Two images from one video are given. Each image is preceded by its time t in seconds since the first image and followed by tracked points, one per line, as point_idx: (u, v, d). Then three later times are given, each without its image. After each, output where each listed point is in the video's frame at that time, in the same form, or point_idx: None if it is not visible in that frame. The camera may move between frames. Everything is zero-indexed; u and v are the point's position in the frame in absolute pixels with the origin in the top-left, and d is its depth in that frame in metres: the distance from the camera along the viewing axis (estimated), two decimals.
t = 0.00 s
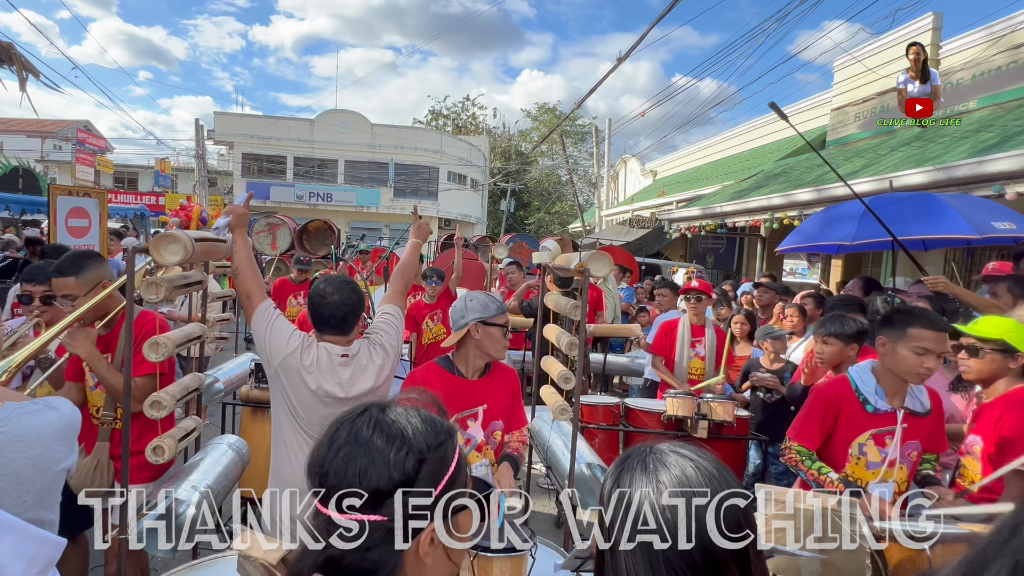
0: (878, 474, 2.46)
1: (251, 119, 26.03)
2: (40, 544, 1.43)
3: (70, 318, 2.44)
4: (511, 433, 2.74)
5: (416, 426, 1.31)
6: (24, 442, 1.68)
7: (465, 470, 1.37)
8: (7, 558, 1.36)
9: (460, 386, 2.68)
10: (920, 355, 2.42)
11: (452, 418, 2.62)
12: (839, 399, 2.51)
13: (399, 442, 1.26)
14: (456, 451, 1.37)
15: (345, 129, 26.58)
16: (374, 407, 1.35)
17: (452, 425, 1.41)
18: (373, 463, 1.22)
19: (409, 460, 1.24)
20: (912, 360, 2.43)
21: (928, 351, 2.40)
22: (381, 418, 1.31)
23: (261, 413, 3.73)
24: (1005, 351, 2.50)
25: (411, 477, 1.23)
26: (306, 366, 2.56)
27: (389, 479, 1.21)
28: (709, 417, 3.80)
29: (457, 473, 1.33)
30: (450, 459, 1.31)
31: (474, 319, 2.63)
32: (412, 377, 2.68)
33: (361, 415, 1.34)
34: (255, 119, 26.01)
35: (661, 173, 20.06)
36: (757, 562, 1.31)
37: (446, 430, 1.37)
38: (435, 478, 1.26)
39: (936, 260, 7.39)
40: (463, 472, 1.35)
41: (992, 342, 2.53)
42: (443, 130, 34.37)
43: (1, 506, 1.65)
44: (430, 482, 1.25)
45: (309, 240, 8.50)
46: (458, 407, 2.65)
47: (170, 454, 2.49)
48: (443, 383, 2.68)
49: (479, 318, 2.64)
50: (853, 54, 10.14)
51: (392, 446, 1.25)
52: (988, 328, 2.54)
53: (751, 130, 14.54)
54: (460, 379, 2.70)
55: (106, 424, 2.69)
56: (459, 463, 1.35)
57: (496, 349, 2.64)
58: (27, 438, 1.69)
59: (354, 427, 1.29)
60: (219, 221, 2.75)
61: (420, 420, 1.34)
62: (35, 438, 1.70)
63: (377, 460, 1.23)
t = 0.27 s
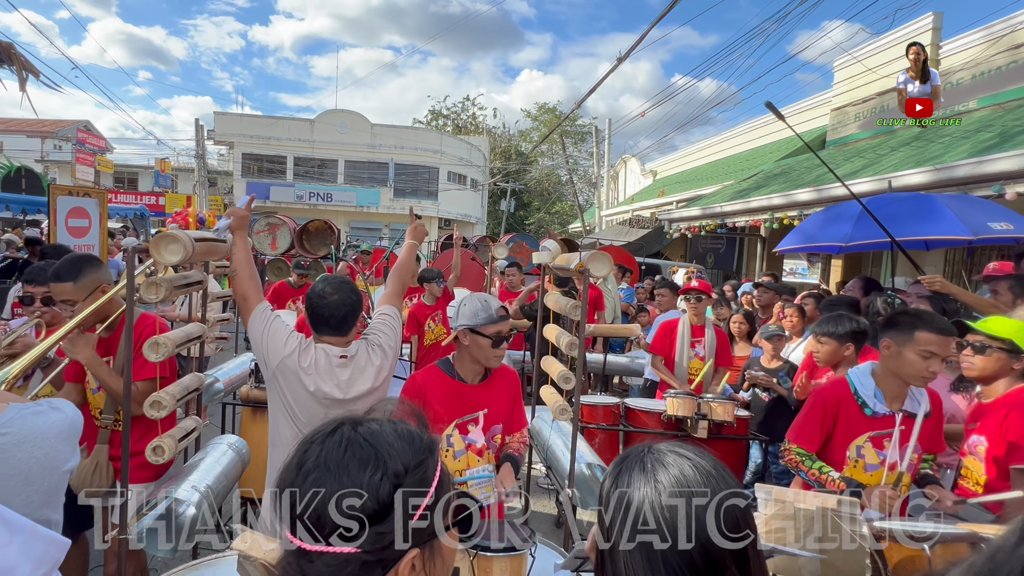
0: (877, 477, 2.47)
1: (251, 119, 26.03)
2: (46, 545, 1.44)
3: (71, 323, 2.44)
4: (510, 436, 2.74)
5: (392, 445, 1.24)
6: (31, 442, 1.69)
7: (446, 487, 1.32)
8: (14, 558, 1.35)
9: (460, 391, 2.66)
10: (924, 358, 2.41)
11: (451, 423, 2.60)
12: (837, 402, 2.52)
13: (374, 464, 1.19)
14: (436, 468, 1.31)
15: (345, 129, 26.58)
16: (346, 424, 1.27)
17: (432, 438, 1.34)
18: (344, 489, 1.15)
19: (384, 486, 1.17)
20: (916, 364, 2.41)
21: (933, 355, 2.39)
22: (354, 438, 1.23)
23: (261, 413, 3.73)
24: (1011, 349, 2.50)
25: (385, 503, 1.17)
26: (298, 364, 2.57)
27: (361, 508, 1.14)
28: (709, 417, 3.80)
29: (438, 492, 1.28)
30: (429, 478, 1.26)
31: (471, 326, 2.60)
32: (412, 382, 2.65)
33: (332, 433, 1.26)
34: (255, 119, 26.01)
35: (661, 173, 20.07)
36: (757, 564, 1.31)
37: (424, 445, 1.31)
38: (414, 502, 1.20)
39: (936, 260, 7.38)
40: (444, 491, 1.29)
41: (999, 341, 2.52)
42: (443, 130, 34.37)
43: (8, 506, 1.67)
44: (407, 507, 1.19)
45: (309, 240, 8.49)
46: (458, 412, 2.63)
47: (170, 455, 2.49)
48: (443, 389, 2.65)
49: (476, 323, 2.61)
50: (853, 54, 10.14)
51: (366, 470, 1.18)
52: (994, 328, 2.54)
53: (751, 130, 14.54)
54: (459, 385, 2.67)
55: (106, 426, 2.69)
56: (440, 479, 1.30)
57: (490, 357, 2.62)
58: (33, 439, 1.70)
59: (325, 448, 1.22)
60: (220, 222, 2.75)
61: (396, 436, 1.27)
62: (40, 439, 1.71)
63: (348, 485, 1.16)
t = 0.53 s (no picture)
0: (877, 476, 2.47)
1: (251, 119, 26.03)
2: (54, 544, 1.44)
3: (70, 322, 2.43)
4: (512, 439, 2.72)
5: (361, 452, 1.15)
6: (42, 441, 1.73)
7: (414, 495, 1.25)
8: (26, 557, 1.36)
9: (463, 391, 2.65)
10: (912, 350, 2.46)
11: (452, 423, 2.61)
12: (840, 402, 2.50)
13: (339, 473, 1.10)
14: (406, 475, 1.23)
15: (345, 129, 26.57)
16: (311, 432, 1.18)
17: (401, 444, 1.27)
18: (308, 503, 1.06)
19: (352, 498, 1.09)
20: (905, 357, 2.46)
21: (921, 346, 2.43)
22: (319, 446, 1.13)
23: (261, 413, 3.72)
24: (1015, 349, 2.50)
25: (354, 517, 1.08)
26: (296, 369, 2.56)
27: (327, 522, 1.06)
28: (709, 417, 3.80)
29: (407, 501, 1.21)
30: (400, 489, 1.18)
31: (462, 329, 2.58)
32: (416, 381, 2.65)
33: (296, 441, 1.16)
34: (255, 119, 26.02)
35: (661, 173, 20.07)
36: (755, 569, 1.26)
37: (394, 450, 1.23)
38: (382, 514, 1.13)
39: (936, 260, 7.38)
40: (413, 501, 1.23)
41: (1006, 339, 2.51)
42: (443, 130, 34.37)
43: (21, 506, 1.69)
44: (375, 520, 1.11)
45: (309, 240, 8.50)
46: (459, 413, 2.63)
47: (171, 454, 2.49)
48: (447, 387, 2.66)
49: (467, 327, 2.58)
50: (853, 54, 10.14)
51: (332, 481, 1.09)
52: (1000, 326, 2.54)
53: (751, 130, 14.54)
54: (463, 385, 2.66)
55: (107, 427, 2.68)
56: (410, 488, 1.24)
57: (477, 364, 2.60)
58: (42, 438, 1.73)
59: (287, 458, 1.12)
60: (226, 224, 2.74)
61: (365, 443, 1.18)
62: (48, 439, 1.75)
63: (313, 499, 1.06)
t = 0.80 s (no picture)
0: (877, 476, 2.47)
1: (250, 118, 26.01)
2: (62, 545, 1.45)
3: (69, 322, 2.43)
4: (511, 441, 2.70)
5: (340, 451, 1.14)
6: (47, 443, 1.73)
7: (393, 494, 1.24)
8: (33, 559, 1.36)
9: (462, 391, 2.64)
10: (902, 346, 2.46)
11: (448, 421, 2.61)
12: (840, 401, 2.49)
13: (321, 473, 1.08)
14: (385, 474, 1.22)
15: (345, 129, 26.57)
16: (288, 431, 1.16)
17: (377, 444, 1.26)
18: (289, 504, 1.03)
19: (335, 496, 1.07)
20: (896, 353, 2.47)
21: (910, 342, 2.44)
22: (297, 446, 1.11)
23: (261, 413, 3.72)
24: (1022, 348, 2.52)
25: (336, 517, 1.06)
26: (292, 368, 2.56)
27: (309, 523, 1.03)
28: (709, 417, 3.79)
29: (386, 500, 1.20)
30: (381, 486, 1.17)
31: (454, 325, 2.60)
32: (414, 380, 2.65)
33: (271, 443, 1.13)
34: (255, 119, 26.01)
35: (661, 173, 20.07)
36: None
37: (372, 449, 1.22)
38: (364, 513, 1.11)
39: (936, 260, 7.38)
40: (392, 500, 1.22)
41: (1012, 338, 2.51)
42: (442, 130, 34.35)
43: (29, 508, 1.70)
44: (358, 519, 1.10)
45: (309, 240, 8.51)
46: (457, 411, 2.63)
47: (171, 454, 2.49)
48: (445, 386, 2.65)
49: (459, 322, 2.60)
50: (853, 54, 10.14)
51: (314, 480, 1.06)
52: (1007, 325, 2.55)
53: (750, 130, 14.54)
54: (462, 384, 2.66)
55: (108, 427, 2.69)
56: (389, 488, 1.23)
57: (468, 361, 2.60)
58: (48, 440, 1.73)
59: (264, 460, 1.09)
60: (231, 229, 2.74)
61: (345, 441, 1.17)
62: (54, 440, 1.75)
63: (294, 499, 1.04)
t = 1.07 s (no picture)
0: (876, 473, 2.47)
1: (250, 118, 26.01)
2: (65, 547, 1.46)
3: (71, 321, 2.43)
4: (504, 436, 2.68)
5: (332, 456, 1.14)
6: (50, 444, 1.73)
7: (385, 494, 1.25)
8: (35, 561, 1.36)
9: (450, 385, 2.67)
10: (893, 345, 2.48)
11: (436, 415, 2.63)
12: (834, 397, 2.53)
13: (315, 481, 1.08)
14: (376, 477, 1.23)
15: (345, 129, 26.57)
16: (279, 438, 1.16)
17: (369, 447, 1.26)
18: (284, 514, 1.03)
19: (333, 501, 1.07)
20: (887, 353, 2.48)
21: (901, 341, 2.45)
22: (288, 454, 1.11)
23: (262, 413, 3.72)
24: None
25: (333, 524, 1.06)
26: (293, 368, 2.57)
27: (306, 532, 1.03)
28: (709, 416, 3.79)
29: (379, 502, 1.20)
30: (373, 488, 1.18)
31: (439, 317, 2.62)
32: (403, 376, 2.70)
33: (259, 451, 1.12)
34: (255, 119, 26.00)
35: (661, 173, 20.07)
36: None
37: (362, 452, 1.22)
38: (359, 518, 1.12)
39: (936, 260, 7.38)
40: (384, 502, 1.23)
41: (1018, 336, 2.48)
42: (442, 130, 34.34)
43: (31, 509, 1.71)
44: (354, 524, 1.10)
45: (309, 240, 8.51)
46: (444, 405, 2.65)
47: (171, 455, 2.49)
48: (432, 379, 2.69)
49: (443, 313, 2.62)
50: (853, 54, 10.13)
51: (308, 487, 1.06)
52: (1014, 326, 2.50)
53: (751, 131, 14.54)
54: (450, 379, 2.68)
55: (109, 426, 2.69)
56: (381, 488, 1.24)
57: (453, 353, 2.60)
58: (50, 441, 1.73)
59: (253, 471, 1.08)
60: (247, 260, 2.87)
61: (335, 445, 1.17)
62: (57, 441, 1.75)
63: (289, 509, 1.03)
